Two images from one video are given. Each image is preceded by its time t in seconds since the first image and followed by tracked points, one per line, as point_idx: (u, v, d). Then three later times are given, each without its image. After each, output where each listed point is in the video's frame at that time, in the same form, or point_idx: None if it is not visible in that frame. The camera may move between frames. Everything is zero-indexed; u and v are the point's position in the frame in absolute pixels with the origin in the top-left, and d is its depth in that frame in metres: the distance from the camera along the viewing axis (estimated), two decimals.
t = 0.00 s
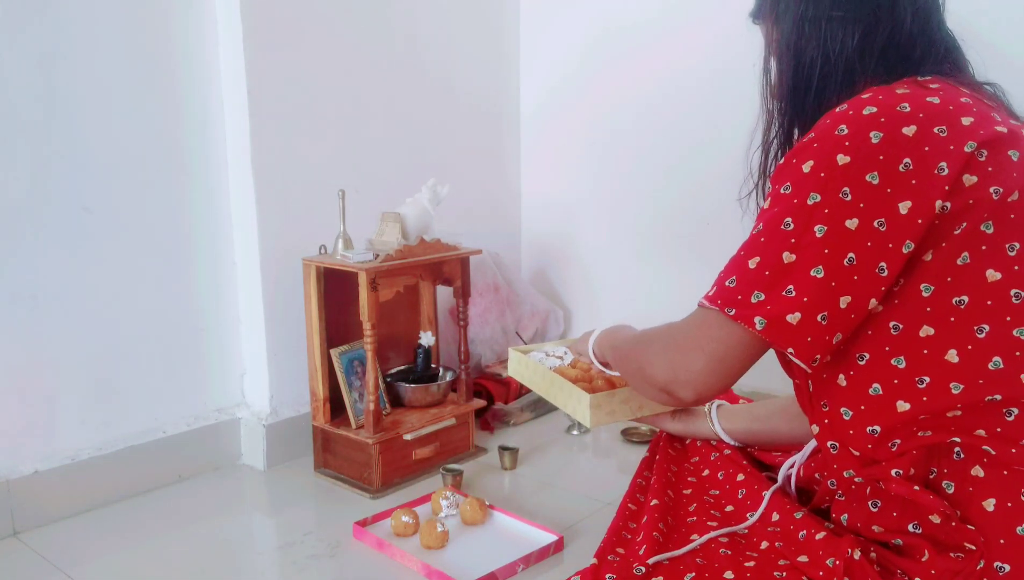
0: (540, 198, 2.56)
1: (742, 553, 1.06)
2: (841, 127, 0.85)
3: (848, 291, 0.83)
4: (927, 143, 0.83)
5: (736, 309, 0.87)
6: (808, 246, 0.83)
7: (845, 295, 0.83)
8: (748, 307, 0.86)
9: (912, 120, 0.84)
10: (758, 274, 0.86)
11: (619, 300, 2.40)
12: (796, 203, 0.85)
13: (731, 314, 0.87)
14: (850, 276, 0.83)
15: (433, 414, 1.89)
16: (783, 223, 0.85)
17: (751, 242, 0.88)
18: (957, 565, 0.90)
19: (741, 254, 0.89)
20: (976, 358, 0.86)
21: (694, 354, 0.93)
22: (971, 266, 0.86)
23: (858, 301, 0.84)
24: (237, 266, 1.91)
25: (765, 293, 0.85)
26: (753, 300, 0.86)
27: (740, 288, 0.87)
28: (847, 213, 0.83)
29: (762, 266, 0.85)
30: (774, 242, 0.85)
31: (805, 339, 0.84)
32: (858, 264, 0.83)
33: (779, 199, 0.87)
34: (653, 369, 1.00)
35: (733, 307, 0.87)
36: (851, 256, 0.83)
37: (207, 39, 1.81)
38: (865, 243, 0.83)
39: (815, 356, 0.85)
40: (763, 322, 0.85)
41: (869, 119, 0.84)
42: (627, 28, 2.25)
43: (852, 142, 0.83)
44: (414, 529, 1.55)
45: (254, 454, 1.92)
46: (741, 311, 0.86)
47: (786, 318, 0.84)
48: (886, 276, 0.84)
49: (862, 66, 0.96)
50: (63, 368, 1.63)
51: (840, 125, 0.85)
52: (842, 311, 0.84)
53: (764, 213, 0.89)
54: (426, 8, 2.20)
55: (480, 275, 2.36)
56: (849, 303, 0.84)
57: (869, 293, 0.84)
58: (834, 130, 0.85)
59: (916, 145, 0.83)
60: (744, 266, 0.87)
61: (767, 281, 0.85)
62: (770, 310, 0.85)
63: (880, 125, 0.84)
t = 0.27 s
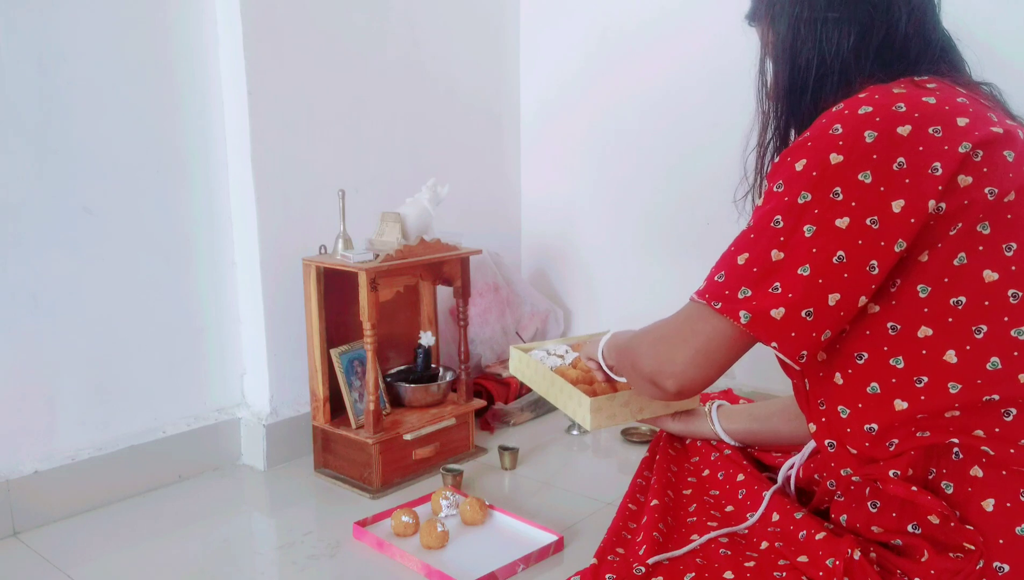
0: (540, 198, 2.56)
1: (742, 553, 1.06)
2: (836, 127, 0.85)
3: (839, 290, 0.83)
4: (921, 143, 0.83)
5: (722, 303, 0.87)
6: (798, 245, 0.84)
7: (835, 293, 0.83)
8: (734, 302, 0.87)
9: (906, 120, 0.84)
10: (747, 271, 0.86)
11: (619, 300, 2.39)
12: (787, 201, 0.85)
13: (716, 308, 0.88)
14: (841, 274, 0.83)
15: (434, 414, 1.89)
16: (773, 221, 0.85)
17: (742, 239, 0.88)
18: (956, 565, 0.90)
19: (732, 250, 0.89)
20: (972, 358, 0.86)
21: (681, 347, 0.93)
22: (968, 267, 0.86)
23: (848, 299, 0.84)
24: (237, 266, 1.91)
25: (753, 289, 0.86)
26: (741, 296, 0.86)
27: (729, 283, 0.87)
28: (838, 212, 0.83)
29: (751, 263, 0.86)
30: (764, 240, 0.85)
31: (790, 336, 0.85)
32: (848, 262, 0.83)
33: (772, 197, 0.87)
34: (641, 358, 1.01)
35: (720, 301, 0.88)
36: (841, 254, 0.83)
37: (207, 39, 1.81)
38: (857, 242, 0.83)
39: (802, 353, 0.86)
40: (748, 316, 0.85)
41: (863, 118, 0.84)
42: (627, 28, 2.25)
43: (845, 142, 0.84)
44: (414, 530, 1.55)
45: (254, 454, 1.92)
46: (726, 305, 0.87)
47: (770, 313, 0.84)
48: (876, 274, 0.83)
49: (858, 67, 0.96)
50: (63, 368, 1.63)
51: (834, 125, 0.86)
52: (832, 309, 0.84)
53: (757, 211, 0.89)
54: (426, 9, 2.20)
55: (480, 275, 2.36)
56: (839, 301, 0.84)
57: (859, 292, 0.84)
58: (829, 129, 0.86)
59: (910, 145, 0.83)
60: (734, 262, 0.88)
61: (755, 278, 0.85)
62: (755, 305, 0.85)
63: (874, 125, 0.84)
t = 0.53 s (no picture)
0: (540, 198, 2.56)
1: (742, 553, 1.06)
2: (839, 124, 0.85)
3: (839, 285, 0.83)
4: (925, 141, 0.83)
5: (723, 297, 0.87)
6: (799, 240, 0.84)
7: (836, 289, 0.83)
8: (734, 296, 0.86)
9: (910, 118, 0.84)
10: (748, 265, 0.86)
11: (619, 300, 2.39)
12: (789, 197, 0.85)
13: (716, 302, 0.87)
14: (842, 270, 0.83)
15: (434, 414, 1.89)
16: (775, 216, 0.85)
17: (744, 234, 0.88)
18: (956, 564, 0.90)
19: (733, 245, 0.89)
20: (974, 357, 0.86)
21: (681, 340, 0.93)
22: (971, 266, 0.86)
23: (849, 296, 0.84)
24: (237, 266, 1.91)
25: (753, 284, 0.85)
26: (741, 291, 0.86)
27: (729, 278, 0.87)
28: (840, 209, 0.83)
29: (751, 258, 0.86)
30: (766, 235, 0.85)
31: (789, 330, 0.84)
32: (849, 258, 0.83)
33: (774, 193, 0.87)
34: (641, 353, 1.01)
35: (721, 296, 0.88)
36: (842, 251, 0.83)
37: (207, 39, 1.81)
38: (858, 238, 0.83)
39: (801, 348, 0.86)
40: (748, 311, 0.85)
41: (867, 115, 0.84)
42: (627, 30, 2.25)
43: (848, 139, 0.84)
44: (414, 530, 1.55)
45: (254, 454, 1.92)
46: (727, 299, 0.87)
47: (770, 308, 0.84)
48: (878, 271, 0.83)
49: (862, 66, 0.96)
50: (63, 368, 1.63)
51: (837, 122, 0.85)
52: (832, 305, 0.84)
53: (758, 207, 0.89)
54: (426, 9, 2.20)
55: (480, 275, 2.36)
56: (838, 298, 0.84)
57: (859, 288, 0.84)
58: (832, 127, 0.86)
59: (913, 143, 0.83)
60: (734, 256, 0.87)
61: (757, 273, 0.85)
62: (755, 299, 0.85)
63: (878, 123, 0.83)
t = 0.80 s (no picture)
0: (540, 199, 2.56)
1: (742, 553, 1.06)
2: (842, 116, 0.86)
3: (836, 273, 0.83)
4: (927, 137, 0.83)
5: (718, 279, 0.87)
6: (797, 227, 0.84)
7: (832, 277, 0.83)
8: (730, 280, 0.86)
9: (912, 114, 0.84)
10: (745, 250, 0.86)
11: (619, 300, 2.40)
12: (790, 184, 0.85)
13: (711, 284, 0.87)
14: (840, 259, 0.82)
15: (434, 414, 1.89)
16: (775, 203, 0.85)
17: (742, 221, 0.88)
18: (957, 564, 0.90)
19: (732, 231, 0.88)
20: (975, 355, 0.86)
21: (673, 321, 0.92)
22: (972, 264, 0.86)
23: (846, 285, 0.83)
24: (237, 266, 1.91)
25: (750, 268, 0.85)
26: (737, 274, 0.85)
27: (725, 261, 0.87)
28: (840, 198, 0.83)
29: (749, 243, 0.85)
30: (765, 222, 0.85)
31: (784, 316, 0.84)
32: (846, 247, 0.82)
33: (775, 181, 0.87)
34: (630, 333, 0.99)
35: (716, 277, 0.87)
36: (841, 240, 0.82)
37: (207, 39, 1.81)
38: (858, 228, 0.82)
39: (795, 336, 0.85)
40: (743, 294, 0.85)
41: (870, 109, 0.85)
42: (627, 31, 2.25)
43: (851, 131, 0.84)
44: (414, 530, 1.55)
45: (254, 454, 1.92)
46: (722, 282, 0.86)
47: (766, 292, 0.84)
48: (876, 262, 0.83)
49: (862, 66, 0.96)
50: (63, 368, 1.63)
51: (841, 115, 0.86)
52: (829, 294, 0.83)
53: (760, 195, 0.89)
54: (426, 10, 2.20)
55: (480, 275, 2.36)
56: (834, 286, 0.83)
57: (856, 279, 0.83)
58: (836, 119, 0.86)
59: (915, 137, 0.83)
60: (733, 241, 0.87)
61: (754, 257, 0.85)
62: (752, 284, 0.84)
63: (881, 117, 0.84)
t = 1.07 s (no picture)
0: (540, 199, 2.56)
1: (742, 553, 1.06)
2: (839, 119, 0.85)
3: (833, 275, 0.83)
4: (922, 138, 0.83)
5: (716, 282, 0.87)
6: (794, 229, 0.84)
7: (829, 279, 0.83)
8: (728, 282, 0.86)
9: (908, 115, 0.84)
10: (743, 253, 0.86)
11: (619, 301, 2.40)
12: (787, 186, 0.85)
13: (709, 287, 0.87)
14: (836, 261, 0.83)
15: (434, 414, 1.89)
16: (772, 206, 0.85)
17: (740, 223, 0.88)
18: (956, 564, 0.90)
19: (729, 232, 0.88)
20: (974, 356, 0.86)
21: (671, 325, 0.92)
22: (969, 264, 0.86)
23: (843, 287, 0.83)
24: (237, 266, 1.91)
25: (747, 271, 0.85)
26: (735, 277, 0.86)
27: (723, 264, 0.87)
28: (837, 200, 0.83)
29: (747, 246, 0.86)
30: (762, 224, 0.85)
31: (781, 317, 0.84)
32: (845, 250, 0.83)
33: (772, 183, 0.87)
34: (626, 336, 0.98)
35: (715, 281, 0.87)
36: (838, 242, 0.82)
37: (207, 40, 1.81)
38: (854, 230, 0.82)
39: (794, 339, 0.86)
40: (741, 297, 0.85)
41: (867, 111, 0.84)
42: (627, 30, 2.25)
43: (848, 132, 0.84)
44: (414, 529, 1.55)
45: (254, 454, 1.92)
46: (721, 285, 0.86)
47: (763, 294, 0.84)
48: (873, 263, 0.83)
49: (860, 67, 0.96)
50: (63, 369, 1.63)
51: (837, 116, 0.86)
52: (826, 295, 0.84)
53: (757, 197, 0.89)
54: (426, 10, 2.20)
55: (480, 275, 2.36)
56: (833, 288, 0.83)
57: (854, 281, 0.84)
58: (832, 121, 0.86)
59: (911, 139, 0.83)
60: (730, 244, 0.87)
61: (751, 259, 0.85)
62: (749, 285, 0.85)
63: (877, 118, 0.84)
